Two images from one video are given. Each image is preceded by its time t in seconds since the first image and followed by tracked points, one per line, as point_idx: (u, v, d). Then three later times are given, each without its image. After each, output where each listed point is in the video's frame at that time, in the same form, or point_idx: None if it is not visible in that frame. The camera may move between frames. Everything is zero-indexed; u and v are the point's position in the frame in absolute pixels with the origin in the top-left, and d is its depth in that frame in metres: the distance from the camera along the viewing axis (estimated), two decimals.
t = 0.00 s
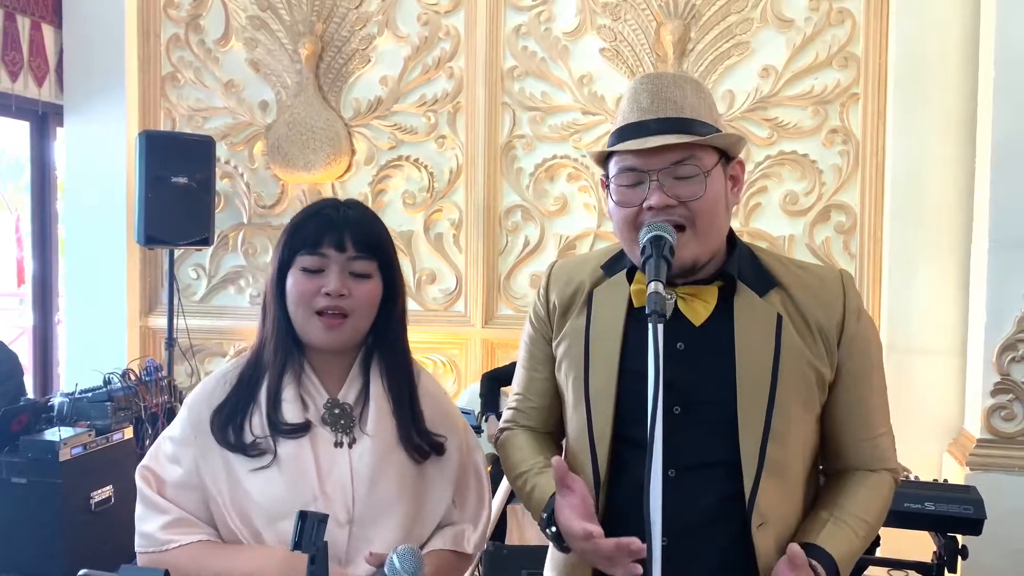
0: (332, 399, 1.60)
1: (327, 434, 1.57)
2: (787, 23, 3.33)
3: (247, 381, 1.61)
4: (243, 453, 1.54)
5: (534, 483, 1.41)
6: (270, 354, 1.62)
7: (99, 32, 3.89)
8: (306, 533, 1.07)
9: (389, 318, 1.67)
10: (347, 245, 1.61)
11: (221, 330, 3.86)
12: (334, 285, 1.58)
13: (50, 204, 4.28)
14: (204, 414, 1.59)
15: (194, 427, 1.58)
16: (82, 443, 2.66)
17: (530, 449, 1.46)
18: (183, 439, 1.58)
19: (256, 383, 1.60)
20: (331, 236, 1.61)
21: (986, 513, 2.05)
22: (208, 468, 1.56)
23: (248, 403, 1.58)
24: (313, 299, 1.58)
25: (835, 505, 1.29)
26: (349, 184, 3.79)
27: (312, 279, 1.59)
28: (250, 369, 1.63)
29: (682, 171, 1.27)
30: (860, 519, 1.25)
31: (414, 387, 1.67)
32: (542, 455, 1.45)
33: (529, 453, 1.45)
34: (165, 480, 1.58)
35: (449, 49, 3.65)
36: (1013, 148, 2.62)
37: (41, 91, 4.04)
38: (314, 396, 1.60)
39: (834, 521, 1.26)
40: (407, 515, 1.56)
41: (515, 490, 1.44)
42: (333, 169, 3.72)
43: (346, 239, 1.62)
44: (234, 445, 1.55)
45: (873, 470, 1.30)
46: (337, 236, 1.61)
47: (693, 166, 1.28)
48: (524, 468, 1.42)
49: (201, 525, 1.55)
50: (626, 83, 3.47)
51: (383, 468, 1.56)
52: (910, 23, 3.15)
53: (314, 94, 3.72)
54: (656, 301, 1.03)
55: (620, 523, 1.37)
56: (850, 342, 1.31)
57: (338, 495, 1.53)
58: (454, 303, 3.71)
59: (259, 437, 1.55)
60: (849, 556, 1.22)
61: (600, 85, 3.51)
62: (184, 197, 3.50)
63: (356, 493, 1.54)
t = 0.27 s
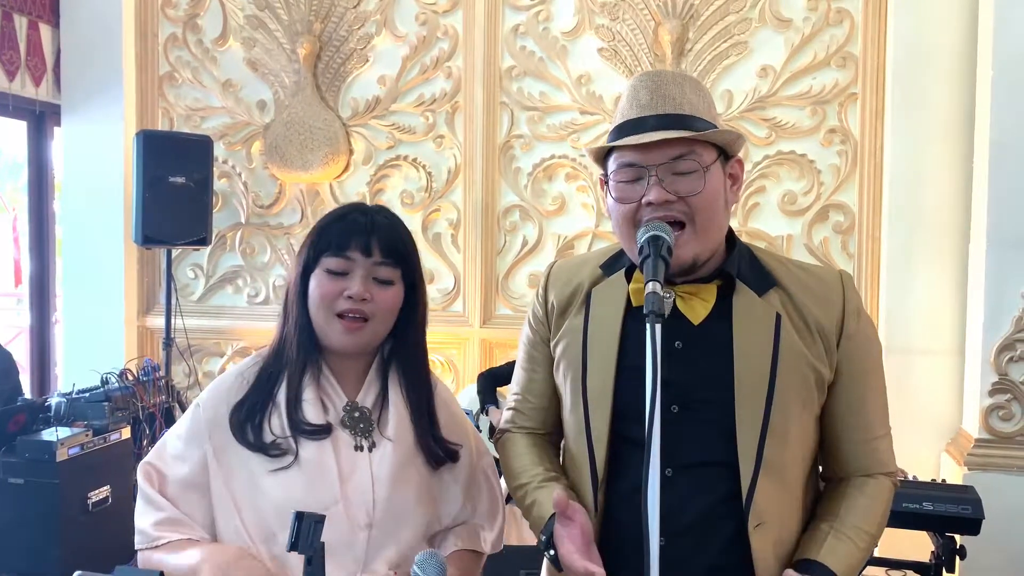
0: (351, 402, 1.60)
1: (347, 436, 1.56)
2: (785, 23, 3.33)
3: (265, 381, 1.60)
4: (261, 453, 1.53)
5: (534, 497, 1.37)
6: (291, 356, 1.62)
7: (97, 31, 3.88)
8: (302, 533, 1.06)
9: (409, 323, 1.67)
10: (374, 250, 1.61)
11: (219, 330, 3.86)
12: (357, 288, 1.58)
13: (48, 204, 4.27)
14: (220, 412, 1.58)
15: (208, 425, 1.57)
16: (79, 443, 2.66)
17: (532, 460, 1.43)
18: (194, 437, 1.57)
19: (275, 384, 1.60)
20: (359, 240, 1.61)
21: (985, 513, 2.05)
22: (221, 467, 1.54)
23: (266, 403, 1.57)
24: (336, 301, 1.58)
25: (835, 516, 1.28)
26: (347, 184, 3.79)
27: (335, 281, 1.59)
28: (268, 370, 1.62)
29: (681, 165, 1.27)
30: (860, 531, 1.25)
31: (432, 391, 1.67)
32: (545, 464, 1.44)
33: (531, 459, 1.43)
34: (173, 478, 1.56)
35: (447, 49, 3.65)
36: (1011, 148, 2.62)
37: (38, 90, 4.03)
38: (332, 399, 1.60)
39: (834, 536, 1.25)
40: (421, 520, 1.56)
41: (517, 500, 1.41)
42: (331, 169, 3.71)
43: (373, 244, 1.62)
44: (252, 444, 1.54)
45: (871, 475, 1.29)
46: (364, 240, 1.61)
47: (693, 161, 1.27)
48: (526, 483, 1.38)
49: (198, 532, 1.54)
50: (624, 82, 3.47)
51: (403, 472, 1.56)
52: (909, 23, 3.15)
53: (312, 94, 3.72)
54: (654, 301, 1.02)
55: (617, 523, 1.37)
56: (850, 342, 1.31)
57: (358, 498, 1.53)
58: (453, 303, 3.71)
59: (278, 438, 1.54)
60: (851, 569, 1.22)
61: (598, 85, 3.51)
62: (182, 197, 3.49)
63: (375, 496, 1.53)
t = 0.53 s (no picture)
0: (353, 400, 1.60)
1: (349, 435, 1.56)
2: (784, 23, 3.33)
3: (267, 378, 1.59)
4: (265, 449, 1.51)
5: (530, 503, 1.37)
6: (294, 353, 1.61)
7: (95, 30, 3.88)
8: (300, 531, 1.06)
9: (411, 325, 1.68)
10: (386, 256, 1.60)
11: (216, 330, 3.85)
12: (368, 290, 1.57)
13: (45, 203, 4.26)
14: (220, 408, 1.55)
15: (208, 420, 1.54)
16: (76, 443, 2.65)
17: (528, 465, 1.43)
18: (192, 431, 1.53)
19: (278, 381, 1.58)
20: (372, 243, 1.60)
21: (982, 512, 2.06)
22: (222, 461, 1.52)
23: (268, 400, 1.56)
24: (344, 302, 1.57)
25: (832, 516, 1.28)
26: (345, 184, 3.78)
27: (344, 282, 1.58)
28: (269, 367, 1.60)
29: (678, 167, 1.27)
30: (858, 531, 1.25)
31: (431, 391, 1.68)
32: (542, 468, 1.44)
33: (528, 462, 1.43)
34: (168, 472, 1.52)
35: (446, 48, 3.64)
36: (1009, 146, 2.62)
37: (35, 89, 4.02)
38: (334, 397, 1.60)
39: (830, 534, 1.26)
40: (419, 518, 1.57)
41: (513, 504, 1.41)
42: (329, 168, 3.71)
43: (386, 249, 1.61)
44: (255, 440, 1.52)
45: (871, 477, 1.29)
46: (376, 244, 1.60)
47: (690, 162, 1.27)
48: (522, 488, 1.38)
49: (188, 532, 1.49)
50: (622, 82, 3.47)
51: (404, 471, 1.57)
52: (907, 22, 3.16)
53: (310, 93, 3.72)
54: (652, 299, 1.02)
55: (613, 522, 1.37)
56: (845, 341, 1.30)
57: (360, 496, 1.53)
58: (451, 302, 3.71)
59: (281, 435, 1.52)
60: (845, 567, 1.22)
61: (597, 84, 3.51)
62: (180, 196, 3.49)
63: (377, 494, 1.54)
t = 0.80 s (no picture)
0: (338, 400, 1.57)
1: (336, 436, 1.53)
2: (782, 22, 3.33)
3: (252, 376, 1.54)
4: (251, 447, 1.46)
5: (525, 502, 1.38)
6: (279, 351, 1.57)
7: (92, 29, 3.87)
8: (296, 532, 1.06)
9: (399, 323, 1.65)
10: (373, 250, 1.56)
11: (214, 329, 3.85)
12: (354, 287, 1.53)
13: (42, 203, 4.25)
14: (204, 406, 1.50)
15: (192, 418, 1.49)
16: (74, 442, 2.65)
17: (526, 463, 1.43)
18: (178, 429, 1.48)
19: (262, 379, 1.54)
20: (359, 238, 1.56)
21: (980, 511, 2.06)
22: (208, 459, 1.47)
23: (254, 399, 1.51)
24: (331, 298, 1.53)
25: (829, 493, 1.28)
26: (343, 183, 3.78)
27: (330, 277, 1.54)
28: (254, 364, 1.56)
29: (679, 167, 1.27)
30: (856, 505, 1.25)
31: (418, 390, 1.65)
32: (539, 467, 1.44)
33: (524, 461, 1.43)
34: (155, 472, 1.47)
35: (444, 47, 3.64)
36: (1007, 147, 2.62)
37: (33, 88, 4.02)
38: (320, 396, 1.56)
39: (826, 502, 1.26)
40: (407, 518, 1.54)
41: (509, 503, 1.41)
42: (327, 167, 3.71)
43: (373, 244, 1.57)
44: (242, 440, 1.47)
45: (869, 471, 1.30)
46: (363, 238, 1.56)
47: (690, 161, 1.27)
48: (517, 487, 1.38)
49: (187, 527, 1.43)
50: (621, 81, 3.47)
51: (393, 472, 1.54)
52: (906, 21, 3.16)
53: (308, 92, 3.71)
54: (650, 298, 1.02)
55: (609, 521, 1.37)
56: (842, 341, 1.30)
57: (348, 497, 1.50)
58: (449, 301, 3.71)
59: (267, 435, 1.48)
60: (839, 534, 1.22)
61: (595, 84, 3.50)
62: (178, 196, 3.49)
63: (364, 495, 1.50)
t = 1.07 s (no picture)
0: (322, 401, 1.60)
1: (321, 438, 1.56)
2: (781, 21, 3.32)
3: (232, 380, 1.56)
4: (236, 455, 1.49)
5: (523, 517, 1.37)
6: (256, 354, 1.59)
7: (90, 27, 3.86)
8: (296, 531, 1.06)
9: (378, 320, 1.68)
10: (347, 246, 1.58)
11: (213, 329, 3.85)
12: (331, 284, 1.55)
13: (40, 201, 4.24)
14: (185, 413, 1.52)
15: (174, 426, 1.50)
16: (71, 442, 2.64)
17: (522, 473, 1.43)
18: (162, 439, 1.50)
19: (242, 383, 1.56)
20: (332, 234, 1.58)
21: (979, 510, 2.06)
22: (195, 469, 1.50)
23: (237, 404, 1.54)
24: (307, 297, 1.55)
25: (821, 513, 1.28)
26: (341, 182, 3.77)
27: (304, 276, 1.56)
28: (234, 368, 1.58)
29: (678, 162, 1.27)
30: (848, 529, 1.25)
31: (399, 387, 1.68)
32: (537, 477, 1.43)
33: (522, 472, 1.43)
34: (140, 481, 1.49)
35: (442, 46, 3.63)
36: (1005, 146, 2.63)
37: (30, 87, 4.01)
38: (303, 398, 1.59)
39: (818, 530, 1.25)
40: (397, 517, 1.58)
41: (507, 515, 1.41)
42: (325, 166, 3.70)
43: (348, 239, 1.59)
44: (225, 448, 1.49)
45: (864, 478, 1.29)
46: (337, 234, 1.58)
47: (689, 157, 1.27)
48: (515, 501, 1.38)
49: (178, 534, 1.45)
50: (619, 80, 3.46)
51: (379, 472, 1.57)
52: (904, 21, 3.16)
53: (306, 91, 3.71)
54: (650, 296, 1.02)
55: (605, 522, 1.37)
56: (840, 342, 1.30)
57: (336, 497, 1.53)
58: (447, 300, 3.70)
59: (251, 440, 1.51)
60: (832, 564, 1.22)
61: (594, 82, 3.50)
62: (175, 195, 3.48)
63: (353, 496, 1.54)
